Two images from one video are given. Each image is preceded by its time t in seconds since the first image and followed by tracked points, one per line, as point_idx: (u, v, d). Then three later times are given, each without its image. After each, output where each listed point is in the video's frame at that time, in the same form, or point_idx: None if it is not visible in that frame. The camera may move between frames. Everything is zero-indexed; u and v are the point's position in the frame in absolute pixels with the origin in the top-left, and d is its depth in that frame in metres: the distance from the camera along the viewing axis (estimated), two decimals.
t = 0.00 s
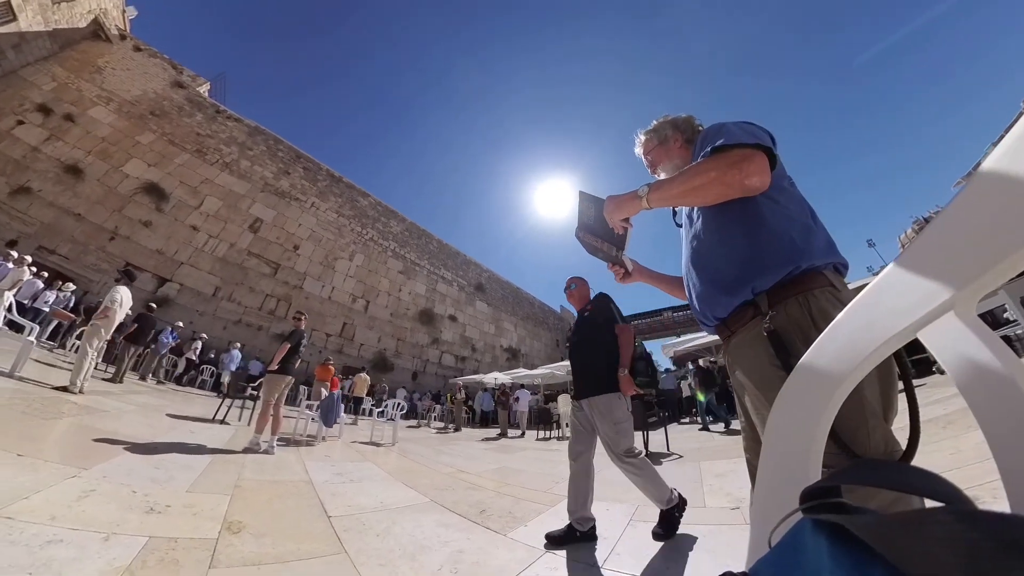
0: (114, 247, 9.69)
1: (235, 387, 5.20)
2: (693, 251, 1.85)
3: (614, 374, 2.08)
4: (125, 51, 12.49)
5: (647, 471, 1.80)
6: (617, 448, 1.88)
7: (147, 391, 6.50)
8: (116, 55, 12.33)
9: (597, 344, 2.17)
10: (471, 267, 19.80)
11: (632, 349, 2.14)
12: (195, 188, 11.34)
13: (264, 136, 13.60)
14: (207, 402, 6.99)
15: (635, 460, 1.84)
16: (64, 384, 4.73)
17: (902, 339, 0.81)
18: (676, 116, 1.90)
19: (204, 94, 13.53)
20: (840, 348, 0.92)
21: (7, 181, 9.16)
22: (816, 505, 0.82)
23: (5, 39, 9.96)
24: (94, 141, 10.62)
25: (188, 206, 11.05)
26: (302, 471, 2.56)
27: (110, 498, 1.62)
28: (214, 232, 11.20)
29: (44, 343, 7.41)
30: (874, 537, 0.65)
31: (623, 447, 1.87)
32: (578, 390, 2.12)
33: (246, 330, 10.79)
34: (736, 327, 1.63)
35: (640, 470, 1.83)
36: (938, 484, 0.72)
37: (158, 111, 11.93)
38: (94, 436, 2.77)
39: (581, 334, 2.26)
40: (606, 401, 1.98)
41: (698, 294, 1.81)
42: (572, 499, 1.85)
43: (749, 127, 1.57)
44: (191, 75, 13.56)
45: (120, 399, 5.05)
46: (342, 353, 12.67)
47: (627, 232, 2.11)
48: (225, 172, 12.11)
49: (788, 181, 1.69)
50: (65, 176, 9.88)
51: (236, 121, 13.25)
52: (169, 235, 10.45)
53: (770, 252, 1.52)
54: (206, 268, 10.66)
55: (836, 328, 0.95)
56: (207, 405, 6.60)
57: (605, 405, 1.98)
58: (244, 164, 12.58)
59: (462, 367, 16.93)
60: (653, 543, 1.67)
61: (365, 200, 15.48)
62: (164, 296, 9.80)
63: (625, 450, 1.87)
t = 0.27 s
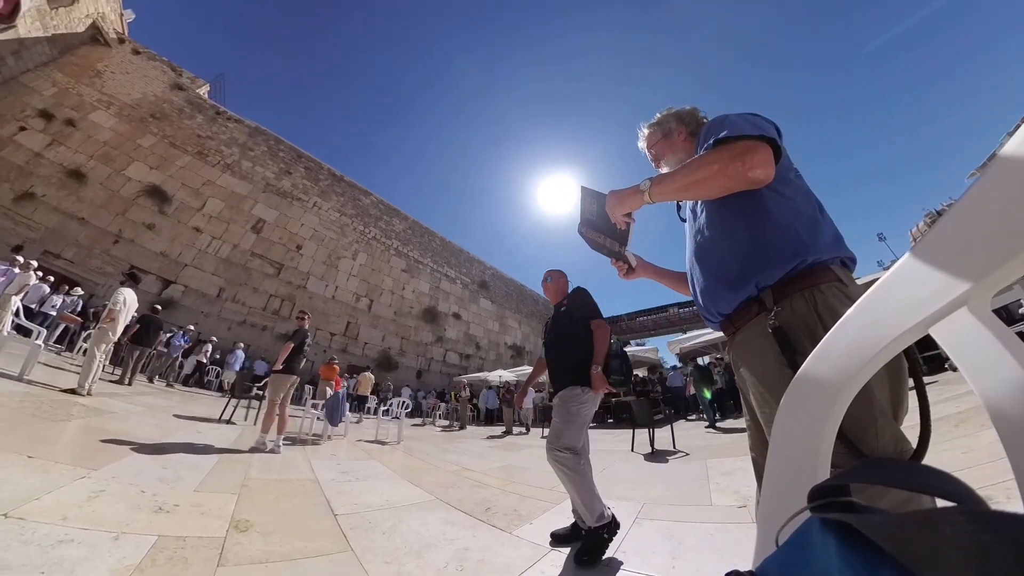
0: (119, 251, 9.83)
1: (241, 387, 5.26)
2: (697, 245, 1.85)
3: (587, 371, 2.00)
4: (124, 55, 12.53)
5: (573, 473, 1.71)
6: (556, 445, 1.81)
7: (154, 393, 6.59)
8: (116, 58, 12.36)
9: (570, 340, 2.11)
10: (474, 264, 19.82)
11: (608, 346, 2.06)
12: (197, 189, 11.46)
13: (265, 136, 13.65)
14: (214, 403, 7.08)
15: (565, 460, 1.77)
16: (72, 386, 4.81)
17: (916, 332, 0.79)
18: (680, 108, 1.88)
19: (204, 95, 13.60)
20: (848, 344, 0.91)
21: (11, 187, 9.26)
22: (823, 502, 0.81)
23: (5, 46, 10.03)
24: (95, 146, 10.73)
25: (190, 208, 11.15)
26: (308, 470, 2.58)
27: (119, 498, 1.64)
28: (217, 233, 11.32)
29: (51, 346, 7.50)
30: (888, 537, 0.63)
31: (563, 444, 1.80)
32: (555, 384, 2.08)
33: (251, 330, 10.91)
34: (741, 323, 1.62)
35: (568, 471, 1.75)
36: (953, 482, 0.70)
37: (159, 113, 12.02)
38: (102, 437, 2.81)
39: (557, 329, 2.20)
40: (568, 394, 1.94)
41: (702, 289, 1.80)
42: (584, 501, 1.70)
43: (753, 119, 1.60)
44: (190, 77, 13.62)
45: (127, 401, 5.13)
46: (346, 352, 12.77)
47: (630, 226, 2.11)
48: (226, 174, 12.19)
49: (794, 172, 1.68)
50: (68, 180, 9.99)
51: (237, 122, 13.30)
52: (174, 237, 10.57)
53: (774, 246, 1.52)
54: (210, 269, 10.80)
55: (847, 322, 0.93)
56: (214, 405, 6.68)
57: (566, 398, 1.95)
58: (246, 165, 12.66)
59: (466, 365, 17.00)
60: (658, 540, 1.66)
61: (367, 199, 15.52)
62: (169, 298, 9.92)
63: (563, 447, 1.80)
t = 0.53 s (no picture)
0: (129, 256, 10.04)
1: (249, 389, 5.32)
2: (701, 243, 1.84)
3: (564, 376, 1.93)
4: (131, 64, 12.73)
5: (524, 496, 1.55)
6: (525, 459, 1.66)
7: (164, 395, 6.71)
8: (123, 68, 12.56)
9: (546, 342, 2.02)
10: (479, 265, 19.87)
11: (586, 351, 2.01)
12: (203, 196, 11.66)
13: (270, 142, 13.82)
14: (223, 405, 7.18)
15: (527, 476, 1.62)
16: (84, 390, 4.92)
17: (928, 327, 0.78)
18: (681, 105, 1.87)
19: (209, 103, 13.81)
20: (857, 340, 0.90)
21: (23, 197, 9.47)
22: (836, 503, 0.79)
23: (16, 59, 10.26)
24: (104, 154, 10.93)
25: (197, 213, 11.35)
26: (316, 470, 2.61)
27: (130, 499, 1.68)
28: (224, 238, 11.51)
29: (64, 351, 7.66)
30: (896, 534, 0.62)
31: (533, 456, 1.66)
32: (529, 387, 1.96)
33: (258, 333, 11.07)
34: (746, 321, 1.61)
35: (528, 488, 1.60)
36: (965, 480, 0.68)
37: (165, 121, 12.23)
38: (115, 440, 2.87)
39: (531, 330, 2.10)
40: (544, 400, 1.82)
41: (706, 287, 1.79)
42: (506, 527, 1.53)
43: (755, 115, 1.59)
44: (196, 84, 13.84)
45: (138, 404, 5.22)
46: (353, 354, 12.89)
47: (632, 225, 2.09)
48: (232, 179, 12.38)
49: (798, 167, 1.66)
50: (78, 189, 10.20)
51: (242, 128, 13.49)
52: (181, 242, 10.76)
53: (778, 242, 1.51)
54: (217, 273, 10.99)
55: (858, 317, 0.92)
56: (222, 408, 6.77)
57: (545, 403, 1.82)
58: (251, 170, 12.84)
59: (472, 365, 17.07)
60: (665, 541, 1.64)
61: (372, 202, 15.65)
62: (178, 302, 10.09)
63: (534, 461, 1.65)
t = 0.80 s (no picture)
0: (138, 262, 10.24)
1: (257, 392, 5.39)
2: (706, 241, 1.81)
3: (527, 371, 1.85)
4: (138, 74, 12.99)
5: (507, 501, 1.53)
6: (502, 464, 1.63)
7: (175, 398, 6.83)
8: (130, 78, 12.77)
9: (512, 335, 1.96)
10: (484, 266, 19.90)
11: (553, 344, 1.91)
12: (211, 202, 11.86)
13: (275, 147, 14.00)
14: (232, 407, 7.29)
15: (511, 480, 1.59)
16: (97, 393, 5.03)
17: (940, 322, 0.76)
18: (682, 102, 1.86)
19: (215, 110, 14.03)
20: (866, 337, 0.89)
21: (37, 206, 9.72)
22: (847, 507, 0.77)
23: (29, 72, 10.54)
24: (114, 162, 11.17)
25: (205, 219, 11.55)
26: (324, 471, 2.63)
27: (142, 500, 1.71)
28: (231, 243, 11.70)
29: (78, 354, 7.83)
30: (910, 535, 0.60)
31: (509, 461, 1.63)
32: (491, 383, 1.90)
33: (266, 336, 11.22)
34: (754, 319, 1.58)
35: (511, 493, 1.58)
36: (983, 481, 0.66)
37: (173, 129, 12.46)
38: (127, 442, 2.93)
39: (500, 318, 2.05)
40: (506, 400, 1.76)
41: (712, 284, 1.77)
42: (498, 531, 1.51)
43: (757, 111, 1.58)
44: (201, 92, 14.06)
45: (150, 407, 5.33)
46: (360, 356, 13.00)
47: (636, 223, 2.08)
48: (239, 185, 12.58)
49: (803, 161, 1.64)
50: (89, 197, 10.44)
51: (248, 134, 13.69)
52: (190, 247, 10.97)
53: (784, 238, 1.49)
54: (225, 278, 11.18)
55: (869, 313, 0.91)
56: (231, 410, 6.88)
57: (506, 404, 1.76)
58: (257, 176, 13.03)
59: (479, 366, 17.10)
60: (673, 542, 1.62)
61: (376, 205, 15.76)
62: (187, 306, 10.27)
63: (506, 465, 1.62)
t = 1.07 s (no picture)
0: (148, 268, 10.44)
1: (265, 394, 5.46)
2: (712, 238, 1.79)
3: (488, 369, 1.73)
4: (145, 84, 13.24)
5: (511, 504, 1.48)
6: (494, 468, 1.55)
7: (186, 401, 6.95)
8: (137, 88, 13.02)
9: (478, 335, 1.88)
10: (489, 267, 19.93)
11: (516, 338, 1.77)
12: (218, 207, 12.05)
13: (280, 152, 14.17)
14: (241, 409, 7.40)
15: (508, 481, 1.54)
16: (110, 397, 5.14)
17: (953, 317, 0.74)
18: (684, 99, 1.85)
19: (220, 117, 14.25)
20: (878, 333, 0.87)
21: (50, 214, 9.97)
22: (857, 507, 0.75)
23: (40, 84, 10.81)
24: (123, 170, 11.41)
25: (213, 224, 11.73)
26: (332, 472, 2.66)
27: (153, 501, 1.75)
28: (239, 247, 11.88)
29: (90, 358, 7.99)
30: (922, 535, 0.59)
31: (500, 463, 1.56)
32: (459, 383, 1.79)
33: (274, 339, 11.36)
34: (763, 316, 1.56)
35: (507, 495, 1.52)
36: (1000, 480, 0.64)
37: (179, 137, 12.68)
38: (140, 444, 2.99)
39: (466, 314, 1.96)
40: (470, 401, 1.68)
41: (719, 282, 1.75)
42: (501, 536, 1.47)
43: (760, 105, 1.57)
44: (207, 100, 14.29)
45: (162, 409, 5.43)
46: (367, 358, 13.10)
47: (639, 221, 2.07)
48: (245, 190, 12.77)
49: (808, 156, 1.62)
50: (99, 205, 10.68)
51: (253, 140, 13.88)
52: (198, 252, 11.15)
53: (791, 233, 1.47)
54: (233, 282, 11.35)
55: (879, 308, 0.89)
56: (240, 412, 6.98)
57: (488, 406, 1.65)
58: (263, 181, 13.21)
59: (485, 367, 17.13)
60: (683, 544, 1.60)
61: (381, 208, 15.88)
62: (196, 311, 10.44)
63: (497, 469, 1.55)
